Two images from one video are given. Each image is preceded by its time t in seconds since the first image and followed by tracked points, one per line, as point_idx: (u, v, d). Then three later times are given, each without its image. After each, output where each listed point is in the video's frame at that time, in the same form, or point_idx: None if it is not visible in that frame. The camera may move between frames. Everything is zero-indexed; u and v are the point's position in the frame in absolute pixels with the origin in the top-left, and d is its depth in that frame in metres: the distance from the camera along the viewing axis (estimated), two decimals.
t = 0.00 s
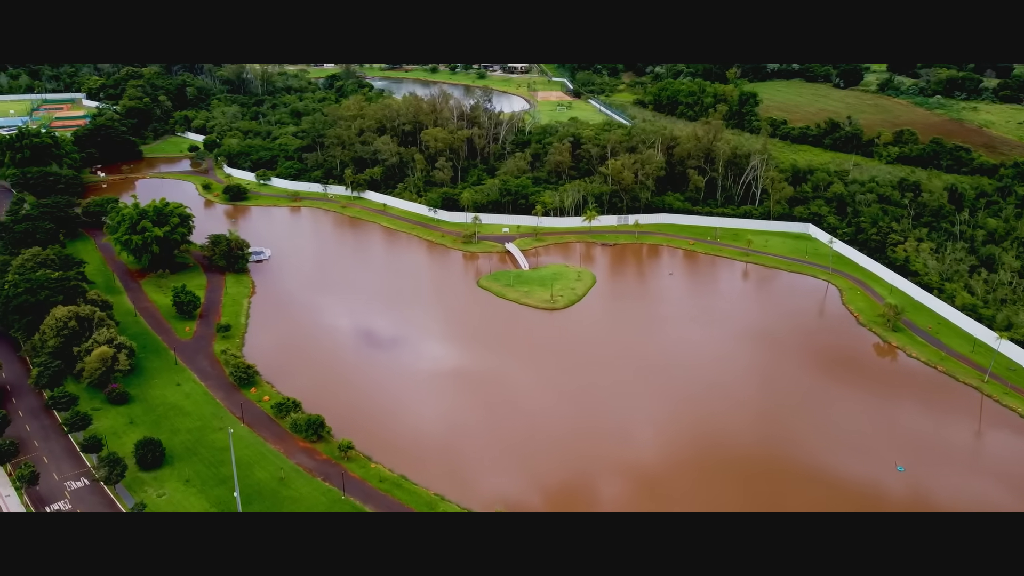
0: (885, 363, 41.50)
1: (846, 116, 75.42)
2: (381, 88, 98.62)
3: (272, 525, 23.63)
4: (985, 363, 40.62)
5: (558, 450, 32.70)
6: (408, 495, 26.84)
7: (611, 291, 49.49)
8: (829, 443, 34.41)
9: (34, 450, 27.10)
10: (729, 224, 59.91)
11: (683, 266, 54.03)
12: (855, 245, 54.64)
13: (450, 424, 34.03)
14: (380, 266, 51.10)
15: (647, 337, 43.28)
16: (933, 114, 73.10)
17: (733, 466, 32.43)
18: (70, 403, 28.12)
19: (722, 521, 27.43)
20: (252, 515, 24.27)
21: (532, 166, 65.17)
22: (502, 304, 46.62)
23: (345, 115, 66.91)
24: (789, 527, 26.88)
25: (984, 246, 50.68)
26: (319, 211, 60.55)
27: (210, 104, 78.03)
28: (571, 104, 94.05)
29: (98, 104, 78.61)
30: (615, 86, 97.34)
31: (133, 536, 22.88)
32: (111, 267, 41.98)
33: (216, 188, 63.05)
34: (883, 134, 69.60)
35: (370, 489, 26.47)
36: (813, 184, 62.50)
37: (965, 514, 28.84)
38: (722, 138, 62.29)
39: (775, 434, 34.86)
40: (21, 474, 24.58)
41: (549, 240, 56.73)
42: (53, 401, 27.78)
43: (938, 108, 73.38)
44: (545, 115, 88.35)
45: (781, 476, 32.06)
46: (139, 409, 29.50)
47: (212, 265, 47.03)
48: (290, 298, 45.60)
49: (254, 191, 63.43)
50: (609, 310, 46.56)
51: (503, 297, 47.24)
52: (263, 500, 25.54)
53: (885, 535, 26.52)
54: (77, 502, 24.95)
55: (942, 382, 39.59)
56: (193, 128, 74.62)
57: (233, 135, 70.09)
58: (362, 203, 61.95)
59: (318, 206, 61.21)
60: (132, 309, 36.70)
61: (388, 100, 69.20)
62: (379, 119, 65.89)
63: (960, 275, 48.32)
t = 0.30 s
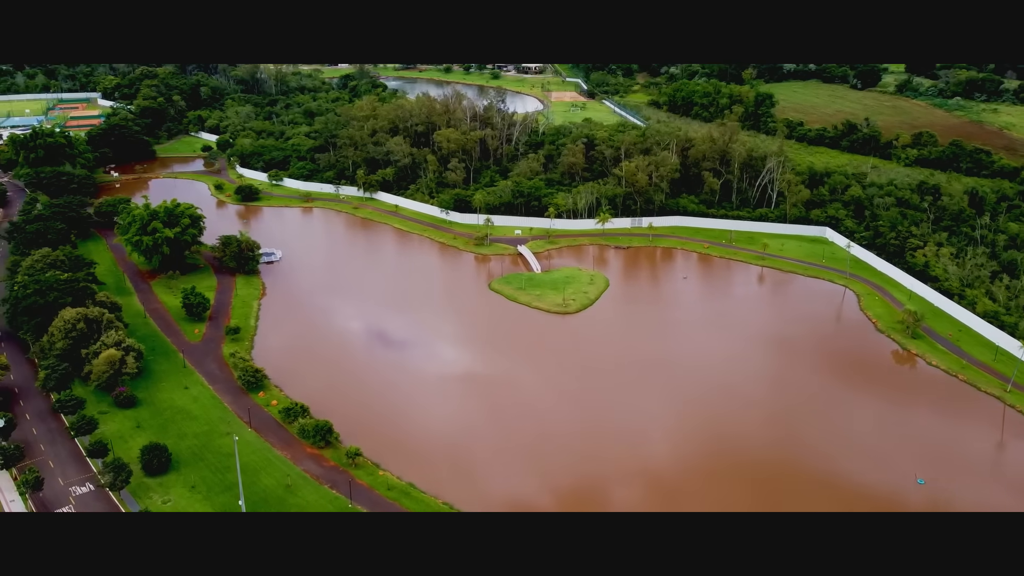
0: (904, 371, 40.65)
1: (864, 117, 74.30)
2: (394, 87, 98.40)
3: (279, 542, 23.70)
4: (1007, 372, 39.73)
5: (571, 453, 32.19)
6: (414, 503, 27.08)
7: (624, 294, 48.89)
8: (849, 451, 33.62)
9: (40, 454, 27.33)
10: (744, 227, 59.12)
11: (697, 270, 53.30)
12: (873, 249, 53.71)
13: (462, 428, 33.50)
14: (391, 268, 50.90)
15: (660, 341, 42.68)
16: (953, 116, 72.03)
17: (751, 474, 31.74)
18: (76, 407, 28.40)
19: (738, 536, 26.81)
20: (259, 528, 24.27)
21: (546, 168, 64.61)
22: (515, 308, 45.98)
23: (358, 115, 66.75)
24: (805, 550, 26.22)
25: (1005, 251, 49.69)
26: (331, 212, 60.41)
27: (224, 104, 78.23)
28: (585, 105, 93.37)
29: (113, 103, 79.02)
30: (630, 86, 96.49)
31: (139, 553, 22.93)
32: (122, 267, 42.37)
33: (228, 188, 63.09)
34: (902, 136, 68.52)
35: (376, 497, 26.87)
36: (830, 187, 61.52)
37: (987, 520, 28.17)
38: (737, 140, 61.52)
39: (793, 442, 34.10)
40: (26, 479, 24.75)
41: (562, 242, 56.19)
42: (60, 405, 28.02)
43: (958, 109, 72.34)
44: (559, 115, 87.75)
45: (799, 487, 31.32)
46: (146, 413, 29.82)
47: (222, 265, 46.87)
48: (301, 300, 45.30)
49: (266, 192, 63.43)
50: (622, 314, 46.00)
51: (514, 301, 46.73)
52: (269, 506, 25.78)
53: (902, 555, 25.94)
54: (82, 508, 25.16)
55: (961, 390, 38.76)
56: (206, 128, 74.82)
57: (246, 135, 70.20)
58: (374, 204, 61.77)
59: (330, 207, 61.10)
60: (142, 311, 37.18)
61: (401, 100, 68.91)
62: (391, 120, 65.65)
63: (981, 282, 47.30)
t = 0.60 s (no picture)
0: (926, 380, 39.61)
1: (884, 119, 73.21)
2: (410, 88, 98.38)
3: (285, 551, 23.22)
4: None
5: (586, 462, 31.41)
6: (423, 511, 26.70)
7: (639, 298, 48.17)
8: (872, 463, 32.63)
9: (47, 457, 27.31)
10: (762, 231, 58.18)
11: (713, 274, 52.46)
12: (894, 253, 52.62)
13: (474, 435, 32.82)
14: (404, 269, 50.53)
15: (675, 346, 41.93)
16: (974, 117, 71.05)
17: (770, 485, 30.90)
18: (85, 410, 28.29)
19: (760, 549, 25.81)
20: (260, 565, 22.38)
21: (561, 169, 64.04)
22: (528, 311, 45.35)
23: (373, 115, 66.56)
24: None
25: None
26: (345, 213, 60.24)
27: (240, 104, 78.44)
28: (601, 105, 92.71)
29: (130, 102, 79.45)
30: (646, 87, 95.57)
31: None
32: (135, 268, 42.50)
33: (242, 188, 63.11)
34: (922, 138, 67.43)
35: (384, 505, 26.55)
36: (850, 190, 60.43)
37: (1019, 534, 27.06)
38: (755, 142, 60.65)
39: (813, 453, 33.17)
40: (33, 484, 24.72)
41: (577, 244, 55.58)
42: (68, 408, 28.07)
43: (980, 111, 71.57)
44: (575, 116, 87.17)
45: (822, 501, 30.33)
46: (156, 416, 29.79)
47: (235, 266, 46.74)
48: (313, 301, 44.93)
49: (281, 192, 63.41)
50: (637, 318, 45.26)
51: (528, 304, 46.14)
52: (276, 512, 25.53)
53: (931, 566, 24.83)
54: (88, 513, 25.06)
55: (985, 400, 37.76)
56: (222, 128, 75.02)
57: (261, 135, 70.29)
58: (388, 205, 61.56)
59: (344, 208, 60.94)
60: (153, 312, 37.26)
61: (416, 101, 68.59)
62: (406, 120, 65.36)
63: (1005, 288, 46.10)
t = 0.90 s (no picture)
0: (949, 390, 38.55)
1: (906, 120, 71.98)
2: (426, 87, 98.27)
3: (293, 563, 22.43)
4: None
5: (603, 472, 30.66)
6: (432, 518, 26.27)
7: (655, 303, 47.46)
8: (896, 477, 31.68)
9: (56, 461, 27.27)
10: (780, 235, 57.25)
11: (730, 278, 51.63)
12: (916, 259, 51.50)
13: (485, 439, 32.36)
14: (417, 271, 50.24)
15: (691, 351, 41.21)
16: (998, 120, 69.83)
17: (789, 496, 30.13)
18: (94, 414, 28.37)
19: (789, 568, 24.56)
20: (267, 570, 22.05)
21: (577, 170, 63.48)
22: (542, 315, 44.76)
23: (388, 116, 66.35)
24: None
25: None
26: (360, 214, 60.11)
27: (256, 103, 78.69)
28: (618, 105, 92.10)
29: (148, 102, 79.96)
30: (664, 87, 94.63)
31: None
32: (148, 269, 42.63)
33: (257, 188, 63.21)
34: (946, 140, 66.21)
35: (393, 513, 26.09)
36: (871, 193, 59.30)
37: None
38: (775, 144, 59.68)
39: (833, 463, 32.35)
40: (39, 488, 24.64)
41: (592, 247, 55.00)
42: (78, 411, 28.07)
43: (1004, 113, 70.44)
44: (591, 116, 86.59)
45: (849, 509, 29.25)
46: (165, 420, 29.71)
47: (248, 267, 46.72)
48: (325, 303, 44.63)
49: (296, 192, 63.43)
50: (653, 323, 44.57)
51: (541, 308, 45.62)
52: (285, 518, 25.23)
53: None
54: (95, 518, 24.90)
55: (1010, 410, 36.74)
56: (238, 127, 75.26)
57: (277, 135, 70.43)
58: (402, 206, 61.36)
59: (359, 209, 60.83)
60: (166, 314, 37.29)
61: (431, 101, 68.32)
62: (421, 121, 65.07)
63: None
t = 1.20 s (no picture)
0: (974, 400, 37.44)
1: (928, 122, 70.71)
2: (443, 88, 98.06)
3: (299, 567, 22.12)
4: None
5: (618, 482, 29.88)
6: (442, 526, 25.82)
7: (671, 307, 46.70)
8: (923, 492, 30.65)
9: (65, 465, 27.22)
10: (800, 239, 56.25)
11: (748, 283, 50.75)
12: (940, 264, 50.31)
13: (498, 443, 31.87)
14: (431, 273, 49.90)
15: (707, 357, 40.45)
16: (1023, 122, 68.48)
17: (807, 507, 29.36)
18: (103, 417, 28.26)
19: None
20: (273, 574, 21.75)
21: (593, 172, 62.86)
22: (556, 319, 44.22)
23: (404, 116, 66.11)
24: None
25: None
26: (374, 215, 59.92)
27: (273, 103, 78.87)
28: (635, 106, 91.39)
29: (166, 101, 80.42)
30: (682, 88, 93.60)
31: None
32: (162, 269, 42.68)
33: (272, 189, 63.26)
34: (969, 143, 64.93)
35: (403, 518, 25.68)
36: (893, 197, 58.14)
37: None
38: (795, 147, 58.64)
39: (853, 473, 31.54)
40: (47, 494, 24.57)
41: (608, 250, 54.37)
42: (87, 414, 28.04)
43: None
44: (608, 117, 85.95)
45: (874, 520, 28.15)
46: (175, 424, 29.61)
47: (261, 268, 46.63)
48: (338, 305, 44.32)
49: (311, 193, 63.39)
50: (669, 327, 43.83)
51: (556, 312, 45.02)
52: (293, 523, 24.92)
53: None
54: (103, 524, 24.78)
55: None
56: (254, 127, 75.44)
57: (293, 135, 70.52)
58: (417, 207, 61.10)
59: (373, 210, 60.66)
60: (178, 316, 37.24)
61: (447, 102, 68.01)
62: (437, 121, 64.72)
63: None
